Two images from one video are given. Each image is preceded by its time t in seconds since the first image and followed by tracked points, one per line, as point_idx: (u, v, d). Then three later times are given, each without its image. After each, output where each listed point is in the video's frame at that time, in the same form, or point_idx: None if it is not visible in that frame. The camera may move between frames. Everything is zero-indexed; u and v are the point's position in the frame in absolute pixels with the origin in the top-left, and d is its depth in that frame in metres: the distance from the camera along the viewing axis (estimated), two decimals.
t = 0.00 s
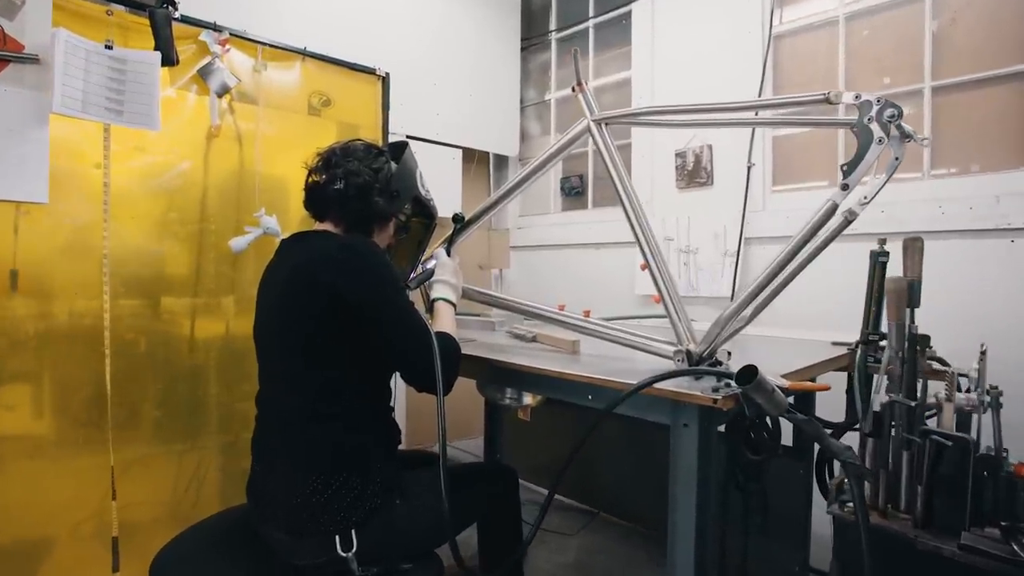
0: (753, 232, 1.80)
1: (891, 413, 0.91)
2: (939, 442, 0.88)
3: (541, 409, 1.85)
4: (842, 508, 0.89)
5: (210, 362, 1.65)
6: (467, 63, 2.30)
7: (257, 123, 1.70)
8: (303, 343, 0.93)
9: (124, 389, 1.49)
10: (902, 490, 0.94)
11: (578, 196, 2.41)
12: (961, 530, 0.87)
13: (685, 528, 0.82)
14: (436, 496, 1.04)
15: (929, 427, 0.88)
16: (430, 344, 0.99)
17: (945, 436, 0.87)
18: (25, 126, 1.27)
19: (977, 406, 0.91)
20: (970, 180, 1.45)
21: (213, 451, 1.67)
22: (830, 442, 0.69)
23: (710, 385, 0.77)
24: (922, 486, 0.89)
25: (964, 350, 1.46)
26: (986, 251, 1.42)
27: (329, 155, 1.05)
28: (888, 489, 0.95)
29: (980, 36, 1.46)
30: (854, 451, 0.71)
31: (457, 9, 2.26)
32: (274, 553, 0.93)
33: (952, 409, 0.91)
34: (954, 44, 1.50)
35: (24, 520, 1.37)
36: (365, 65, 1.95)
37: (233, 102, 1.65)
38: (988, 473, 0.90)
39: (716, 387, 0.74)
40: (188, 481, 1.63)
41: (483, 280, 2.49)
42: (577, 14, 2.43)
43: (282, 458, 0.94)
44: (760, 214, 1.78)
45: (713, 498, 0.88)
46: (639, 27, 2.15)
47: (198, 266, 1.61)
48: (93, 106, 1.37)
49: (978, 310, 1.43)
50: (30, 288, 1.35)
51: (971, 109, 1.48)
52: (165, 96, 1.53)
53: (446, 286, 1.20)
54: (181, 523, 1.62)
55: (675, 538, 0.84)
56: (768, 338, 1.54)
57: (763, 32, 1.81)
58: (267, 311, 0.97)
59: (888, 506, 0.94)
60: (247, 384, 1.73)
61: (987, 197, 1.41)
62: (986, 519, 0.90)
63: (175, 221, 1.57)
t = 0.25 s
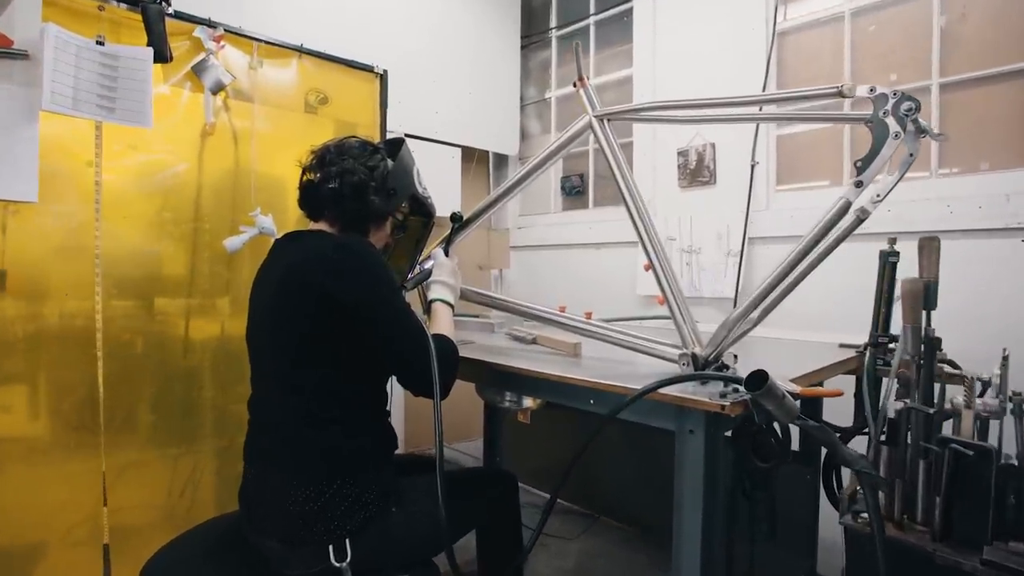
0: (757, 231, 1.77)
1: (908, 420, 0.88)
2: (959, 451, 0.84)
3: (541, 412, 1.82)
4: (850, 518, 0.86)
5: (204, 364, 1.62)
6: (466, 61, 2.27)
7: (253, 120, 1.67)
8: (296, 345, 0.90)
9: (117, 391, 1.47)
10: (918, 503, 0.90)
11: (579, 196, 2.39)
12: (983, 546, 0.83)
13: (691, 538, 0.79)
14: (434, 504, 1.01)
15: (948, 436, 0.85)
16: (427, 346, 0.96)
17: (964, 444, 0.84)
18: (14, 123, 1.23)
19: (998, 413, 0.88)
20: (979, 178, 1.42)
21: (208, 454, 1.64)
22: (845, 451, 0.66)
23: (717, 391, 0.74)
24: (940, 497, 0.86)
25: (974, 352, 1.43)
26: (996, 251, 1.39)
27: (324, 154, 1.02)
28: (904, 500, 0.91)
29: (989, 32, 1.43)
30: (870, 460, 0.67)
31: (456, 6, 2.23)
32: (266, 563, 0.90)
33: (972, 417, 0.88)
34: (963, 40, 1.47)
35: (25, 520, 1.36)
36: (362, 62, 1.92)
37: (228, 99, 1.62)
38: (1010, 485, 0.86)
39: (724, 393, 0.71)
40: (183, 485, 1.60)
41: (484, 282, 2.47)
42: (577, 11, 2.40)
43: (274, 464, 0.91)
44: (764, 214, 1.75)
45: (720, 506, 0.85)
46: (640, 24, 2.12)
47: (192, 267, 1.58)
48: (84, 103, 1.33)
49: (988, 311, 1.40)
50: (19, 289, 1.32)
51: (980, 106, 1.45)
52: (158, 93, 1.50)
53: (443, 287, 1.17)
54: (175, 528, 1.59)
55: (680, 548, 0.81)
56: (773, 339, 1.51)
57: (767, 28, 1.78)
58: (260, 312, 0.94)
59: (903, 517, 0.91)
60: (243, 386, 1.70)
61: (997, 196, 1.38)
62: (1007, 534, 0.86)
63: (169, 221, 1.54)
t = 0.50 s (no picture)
0: (760, 231, 1.74)
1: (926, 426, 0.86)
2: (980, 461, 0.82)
3: (541, 415, 1.79)
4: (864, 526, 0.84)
5: (198, 365, 1.59)
6: (465, 58, 2.24)
7: (248, 118, 1.64)
8: (287, 348, 0.87)
9: (108, 393, 1.44)
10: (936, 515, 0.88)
11: (579, 195, 2.36)
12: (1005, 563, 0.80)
13: (697, 549, 0.76)
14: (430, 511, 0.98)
15: (969, 444, 0.82)
16: (423, 349, 0.93)
17: (987, 455, 0.81)
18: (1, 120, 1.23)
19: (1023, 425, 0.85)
20: (988, 177, 1.40)
21: (204, 457, 1.62)
22: (861, 461, 0.63)
23: (724, 396, 0.72)
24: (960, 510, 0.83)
25: (985, 354, 1.40)
26: (1007, 251, 1.36)
27: (317, 152, 0.99)
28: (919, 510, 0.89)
29: (999, 27, 1.40)
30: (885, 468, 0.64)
31: (455, 2, 2.20)
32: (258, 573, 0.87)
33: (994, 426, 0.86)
34: (971, 35, 1.44)
35: (25, 519, 1.34)
36: (360, 59, 1.90)
37: (222, 96, 1.59)
38: None
39: (732, 399, 0.68)
40: (177, 488, 1.57)
41: (484, 282, 2.43)
42: (577, 8, 2.37)
43: (266, 472, 0.88)
44: (767, 213, 1.73)
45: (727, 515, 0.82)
46: (641, 21, 2.10)
47: (186, 266, 1.55)
48: (74, 99, 1.31)
49: (1000, 312, 1.37)
50: (7, 289, 1.29)
51: (989, 103, 1.42)
52: (150, 90, 1.47)
53: (440, 287, 1.14)
54: (170, 532, 1.57)
55: (685, 559, 0.78)
56: (777, 341, 1.48)
57: (771, 24, 1.75)
58: (251, 314, 0.91)
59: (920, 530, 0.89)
60: (238, 387, 1.67)
61: (1007, 194, 1.35)
62: None
63: (162, 219, 1.51)
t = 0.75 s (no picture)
0: (764, 231, 1.71)
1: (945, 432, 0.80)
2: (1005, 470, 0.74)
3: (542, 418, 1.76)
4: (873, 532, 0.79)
5: (191, 368, 1.56)
6: (464, 55, 2.21)
7: (242, 115, 1.61)
8: (277, 350, 0.83)
9: (98, 396, 1.40)
10: (962, 530, 0.81)
11: (579, 194, 2.33)
12: None
13: (703, 562, 0.73)
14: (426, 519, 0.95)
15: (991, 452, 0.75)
16: (419, 351, 0.90)
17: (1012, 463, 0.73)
18: None
19: None
20: (999, 175, 1.36)
21: (198, 461, 1.59)
22: (880, 471, 0.60)
23: (733, 402, 0.69)
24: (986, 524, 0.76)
25: (995, 356, 1.36)
26: (1018, 250, 1.33)
27: (309, 148, 0.95)
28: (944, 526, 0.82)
29: (1010, 21, 1.37)
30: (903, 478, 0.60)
31: None
32: None
33: None
34: (981, 30, 1.41)
35: (16, 525, 1.30)
36: (357, 55, 1.86)
37: (215, 93, 1.56)
38: None
39: (743, 406, 0.65)
40: (170, 493, 1.54)
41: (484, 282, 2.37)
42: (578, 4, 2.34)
43: (255, 480, 0.85)
44: (772, 212, 1.69)
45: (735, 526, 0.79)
46: (643, 17, 2.07)
47: (178, 266, 1.52)
48: (62, 95, 1.27)
49: (1011, 314, 1.34)
50: None
51: (1000, 99, 1.39)
52: (142, 86, 1.44)
53: (437, 288, 1.11)
54: (163, 538, 1.53)
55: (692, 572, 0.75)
56: (782, 342, 1.45)
57: (776, 19, 1.71)
58: (241, 316, 0.88)
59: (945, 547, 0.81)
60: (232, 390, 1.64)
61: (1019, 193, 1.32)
62: None
63: (153, 218, 1.48)
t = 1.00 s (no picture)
0: (771, 230, 1.68)
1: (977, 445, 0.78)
2: None
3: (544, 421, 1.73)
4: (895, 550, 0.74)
5: (186, 370, 1.52)
6: (464, 52, 2.17)
7: (238, 112, 1.58)
8: (270, 352, 0.80)
9: (90, 399, 1.37)
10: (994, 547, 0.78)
11: (582, 193, 2.30)
12: None
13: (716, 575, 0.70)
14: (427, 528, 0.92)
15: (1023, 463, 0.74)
16: (418, 353, 0.86)
17: None
18: None
19: None
20: (1013, 172, 1.33)
21: (193, 465, 1.55)
22: (905, 483, 0.57)
23: (748, 408, 0.65)
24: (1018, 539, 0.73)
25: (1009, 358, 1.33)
26: None
27: (305, 144, 0.92)
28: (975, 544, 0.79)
29: None
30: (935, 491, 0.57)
31: None
32: None
33: None
34: (994, 24, 1.38)
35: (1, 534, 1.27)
36: (356, 51, 1.83)
37: (211, 89, 1.52)
38: None
39: (759, 413, 0.62)
40: (165, 498, 1.51)
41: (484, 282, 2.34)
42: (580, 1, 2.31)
43: (248, 488, 0.81)
44: (779, 211, 1.66)
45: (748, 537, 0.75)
46: (646, 13, 2.03)
47: (173, 266, 1.49)
48: (53, 91, 1.24)
49: None
50: None
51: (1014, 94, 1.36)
52: (136, 82, 1.41)
53: (437, 288, 1.08)
54: (158, 544, 1.50)
55: None
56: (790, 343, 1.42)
57: (783, 14, 1.68)
58: (234, 316, 0.85)
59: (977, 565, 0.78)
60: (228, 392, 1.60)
61: None
62: None
63: (147, 217, 1.44)
